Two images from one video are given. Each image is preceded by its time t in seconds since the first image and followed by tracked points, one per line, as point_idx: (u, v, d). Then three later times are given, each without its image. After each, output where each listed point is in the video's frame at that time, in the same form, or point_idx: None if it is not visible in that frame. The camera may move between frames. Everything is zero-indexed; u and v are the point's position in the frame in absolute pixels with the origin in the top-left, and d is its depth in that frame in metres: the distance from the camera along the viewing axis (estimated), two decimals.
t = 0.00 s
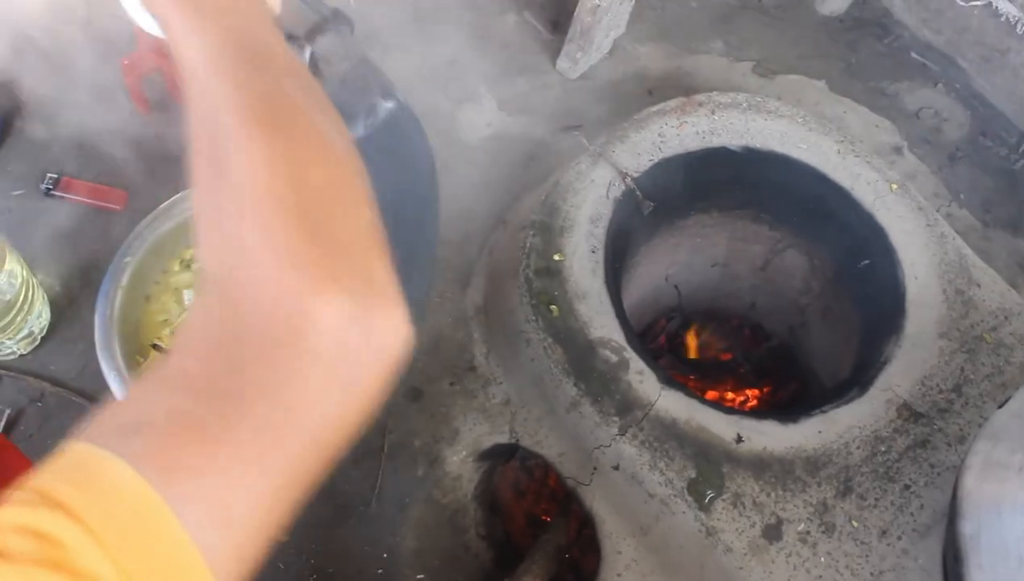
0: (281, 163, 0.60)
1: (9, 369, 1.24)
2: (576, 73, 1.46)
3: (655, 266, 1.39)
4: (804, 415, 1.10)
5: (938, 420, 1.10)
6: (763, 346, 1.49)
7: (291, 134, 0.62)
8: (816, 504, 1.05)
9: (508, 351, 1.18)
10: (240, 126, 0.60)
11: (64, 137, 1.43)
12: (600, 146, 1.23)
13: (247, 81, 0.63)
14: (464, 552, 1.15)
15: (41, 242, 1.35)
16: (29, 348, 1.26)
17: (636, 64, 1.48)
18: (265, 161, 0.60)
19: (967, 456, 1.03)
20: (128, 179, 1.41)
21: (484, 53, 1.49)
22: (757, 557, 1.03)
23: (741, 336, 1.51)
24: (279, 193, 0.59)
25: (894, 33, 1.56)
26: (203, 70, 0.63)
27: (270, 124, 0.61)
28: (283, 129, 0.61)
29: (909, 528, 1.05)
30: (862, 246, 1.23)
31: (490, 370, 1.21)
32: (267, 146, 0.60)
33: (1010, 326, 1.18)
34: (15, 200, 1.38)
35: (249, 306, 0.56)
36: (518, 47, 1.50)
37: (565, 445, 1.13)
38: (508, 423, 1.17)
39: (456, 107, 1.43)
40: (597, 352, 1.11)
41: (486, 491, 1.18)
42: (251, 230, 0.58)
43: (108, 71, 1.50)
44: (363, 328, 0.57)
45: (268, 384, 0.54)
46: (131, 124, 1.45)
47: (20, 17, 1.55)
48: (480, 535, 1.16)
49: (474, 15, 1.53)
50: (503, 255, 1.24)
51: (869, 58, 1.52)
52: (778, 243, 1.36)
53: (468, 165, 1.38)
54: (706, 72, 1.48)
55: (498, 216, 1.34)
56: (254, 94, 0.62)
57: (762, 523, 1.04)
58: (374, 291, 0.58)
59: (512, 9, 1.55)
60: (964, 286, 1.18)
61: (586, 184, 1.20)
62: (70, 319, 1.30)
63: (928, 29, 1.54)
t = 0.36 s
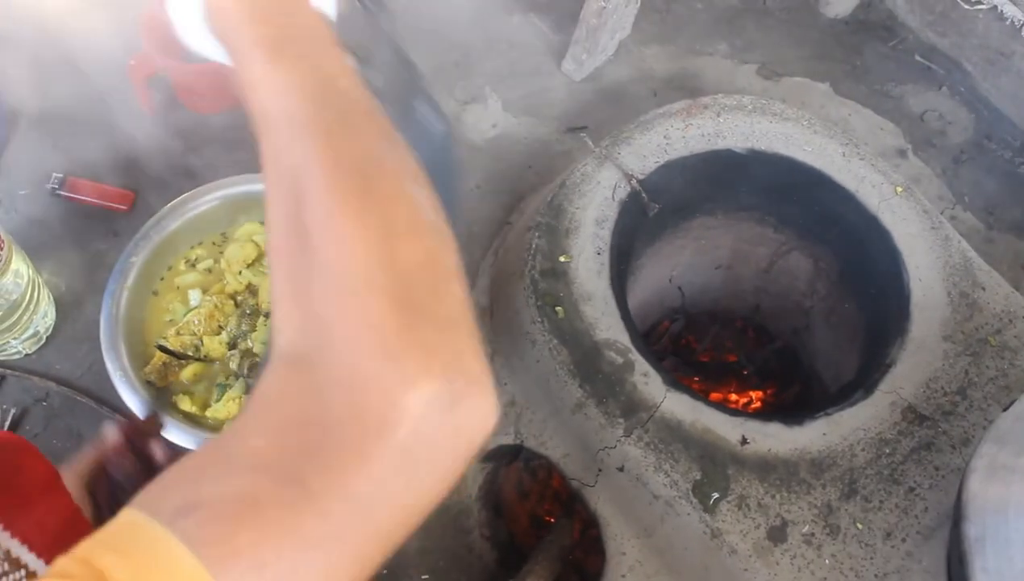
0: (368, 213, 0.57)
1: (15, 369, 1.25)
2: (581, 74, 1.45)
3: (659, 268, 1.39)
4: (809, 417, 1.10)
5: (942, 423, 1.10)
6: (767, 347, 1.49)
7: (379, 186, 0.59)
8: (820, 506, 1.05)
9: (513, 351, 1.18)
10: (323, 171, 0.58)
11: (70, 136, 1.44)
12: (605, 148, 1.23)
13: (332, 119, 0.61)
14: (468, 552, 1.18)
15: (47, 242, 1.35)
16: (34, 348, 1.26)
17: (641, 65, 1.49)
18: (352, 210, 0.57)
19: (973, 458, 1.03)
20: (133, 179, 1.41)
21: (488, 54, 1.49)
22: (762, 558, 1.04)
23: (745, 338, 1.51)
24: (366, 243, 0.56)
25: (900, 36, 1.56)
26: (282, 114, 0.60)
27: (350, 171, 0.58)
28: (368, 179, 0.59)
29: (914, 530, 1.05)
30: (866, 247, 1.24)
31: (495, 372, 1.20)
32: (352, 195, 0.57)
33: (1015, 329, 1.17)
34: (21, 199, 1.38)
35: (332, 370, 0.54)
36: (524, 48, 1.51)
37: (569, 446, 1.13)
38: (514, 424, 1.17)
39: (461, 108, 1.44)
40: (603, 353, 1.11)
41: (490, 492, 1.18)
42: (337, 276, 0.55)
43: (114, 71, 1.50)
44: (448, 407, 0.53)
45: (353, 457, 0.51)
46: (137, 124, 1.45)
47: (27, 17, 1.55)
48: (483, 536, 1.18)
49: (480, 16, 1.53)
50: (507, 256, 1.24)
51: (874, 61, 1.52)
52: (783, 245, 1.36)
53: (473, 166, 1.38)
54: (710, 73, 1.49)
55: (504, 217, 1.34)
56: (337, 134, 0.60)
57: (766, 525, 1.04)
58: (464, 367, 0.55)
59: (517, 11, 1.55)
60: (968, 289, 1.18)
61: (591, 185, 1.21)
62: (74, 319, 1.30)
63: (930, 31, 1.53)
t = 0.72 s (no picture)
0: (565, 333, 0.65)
1: (16, 369, 1.25)
2: (582, 72, 1.46)
3: (660, 266, 1.39)
4: (810, 414, 1.09)
5: (943, 420, 1.10)
6: (768, 345, 1.49)
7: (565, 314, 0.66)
8: (821, 504, 1.06)
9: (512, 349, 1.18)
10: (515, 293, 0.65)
11: (71, 136, 1.44)
12: (606, 146, 1.23)
13: (546, 316, 0.64)
14: (466, 553, 1.12)
15: (47, 241, 1.35)
16: (36, 347, 1.26)
17: (641, 64, 1.49)
18: (550, 333, 0.64)
19: (973, 457, 1.03)
20: (133, 179, 1.41)
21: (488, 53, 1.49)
22: (764, 556, 1.04)
23: (745, 336, 1.51)
24: (581, 467, 0.59)
25: (900, 34, 1.56)
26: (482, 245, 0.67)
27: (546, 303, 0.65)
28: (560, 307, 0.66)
29: (914, 527, 1.06)
30: (866, 244, 1.24)
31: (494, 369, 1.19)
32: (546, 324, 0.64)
33: (1015, 326, 1.18)
34: (21, 199, 1.38)
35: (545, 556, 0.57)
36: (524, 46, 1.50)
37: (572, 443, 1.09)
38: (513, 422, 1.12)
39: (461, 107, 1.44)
40: (603, 352, 1.11)
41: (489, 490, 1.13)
42: (558, 484, 0.59)
43: (115, 71, 1.50)
44: None
45: None
46: (137, 124, 1.45)
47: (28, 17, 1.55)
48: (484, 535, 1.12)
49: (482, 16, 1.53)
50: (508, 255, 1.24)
51: (874, 59, 1.52)
52: (783, 243, 1.36)
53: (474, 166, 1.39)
54: (711, 70, 1.48)
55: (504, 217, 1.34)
56: (526, 267, 0.67)
57: (768, 522, 1.05)
58: None
59: (518, 9, 1.55)
60: (969, 286, 1.18)
61: (592, 184, 1.21)
62: (75, 318, 1.30)
63: (930, 28, 1.53)
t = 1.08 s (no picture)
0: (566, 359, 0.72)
1: (15, 368, 1.25)
2: (580, 71, 1.46)
3: (660, 263, 1.40)
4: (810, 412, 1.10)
5: (942, 418, 1.10)
6: (767, 342, 1.49)
7: (563, 332, 0.75)
8: (821, 501, 1.06)
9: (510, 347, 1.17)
10: (534, 329, 0.73)
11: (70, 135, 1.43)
12: (605, 143, 1.23)
13: (571, 352, 0.73)
14: (468, 549, 1.12)
15: (45, 240, 1.35)
16: (34, 346, 1.26)
17: (640, 62, 1.49)
18: (555, 358, 0.72)
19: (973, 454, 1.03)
20: (132, 177, 1.41)
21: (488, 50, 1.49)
22: (764, 554, 1.04)
23: (745, 334, 1.51)
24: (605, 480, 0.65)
25: (898, 31, 1.55)
26: (514, 294, 0.75)
27: (558, 325, 0.75)
28: (562, 328, 0.75)
29: (913, 525, 1.06)
30: (865, 241, 1.24)
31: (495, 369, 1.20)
32: (561, 350, 0.73)
33: (1014, 323, 1.17)
34: (19, 198, 1.38)
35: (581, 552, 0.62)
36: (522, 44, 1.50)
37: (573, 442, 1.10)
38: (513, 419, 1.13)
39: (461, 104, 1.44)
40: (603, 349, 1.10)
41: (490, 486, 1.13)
42: (584, 489, 0.64)
43: (113, 69, 1.50)
44: None
45: None
46: (136, 123, 1.45)
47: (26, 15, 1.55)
48: (485, 533, 1.12)
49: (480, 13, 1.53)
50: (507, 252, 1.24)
51: (873, 56, 1.52)
52: (782, 241, 1.37)
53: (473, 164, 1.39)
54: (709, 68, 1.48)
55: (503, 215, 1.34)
56: (545, 301, 0.76)
57: (767, 520, 1.05)
58: None
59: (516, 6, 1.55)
60: (967, 284, 1.18)
61: (590, 182, 1.20)
62: (74, 317, 1.30)
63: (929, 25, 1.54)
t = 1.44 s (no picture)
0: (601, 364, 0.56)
1: (13, 371, 1.25)
2: (577, 75, 1.47)
3: (658, 266, 1.40)
4: (807, 415, 1.10)
5: (940, 420, 1.10)
6: (764, 345, 1.49)
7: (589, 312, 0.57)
8: (818, 503, 1.06)
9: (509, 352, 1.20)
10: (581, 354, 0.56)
11: (68, 138, 1.44)
12: (601, 147, 1.23)
13: (587, 323, 0.57)
14: (467, 552, 1.13)
15: (43, 243, 1.35)
16: (32, 350, 1.26)
17: (637, 65, 1.49)
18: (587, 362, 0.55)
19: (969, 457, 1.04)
20: (130, 181, 1.41)
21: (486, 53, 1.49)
22: (761, 557, 1.04)
23: (742, 336, 1.50)
24: (633, 522, 0.52)
25: (894, 33, 1.54)
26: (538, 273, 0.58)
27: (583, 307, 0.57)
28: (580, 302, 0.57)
29: (910, 527, 1.06)
30: (860, 241, 1.24)
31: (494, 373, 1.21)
32: (599, 362, 0.56)
33: (1010, 326, 1.18)
34: (17, 202, 1.38)
35: None
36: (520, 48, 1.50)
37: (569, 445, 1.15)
38: (511, 425, 1.18)
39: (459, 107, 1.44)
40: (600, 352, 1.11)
41: (487, 489, 1.15)
42: (607, 527, 0.52)
43: (111, 73, 1.50)
44: None
45: None
46: (134, 127, 1.45)
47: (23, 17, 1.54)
48: (482, 536, 1.13)
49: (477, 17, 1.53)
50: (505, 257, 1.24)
51: (869, 59, 1.52)
52: (779, 244, 1.37)
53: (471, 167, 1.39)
54: (707, 72, 1.49)
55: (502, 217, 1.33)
56: (569, 267, 0.58)
57: (764, 523, 1.06)
58: None
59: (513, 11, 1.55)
60: (964, 286, 1.19)
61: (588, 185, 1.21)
62: (72, 320, 1.30)
63: (925, 28, 1.51)
